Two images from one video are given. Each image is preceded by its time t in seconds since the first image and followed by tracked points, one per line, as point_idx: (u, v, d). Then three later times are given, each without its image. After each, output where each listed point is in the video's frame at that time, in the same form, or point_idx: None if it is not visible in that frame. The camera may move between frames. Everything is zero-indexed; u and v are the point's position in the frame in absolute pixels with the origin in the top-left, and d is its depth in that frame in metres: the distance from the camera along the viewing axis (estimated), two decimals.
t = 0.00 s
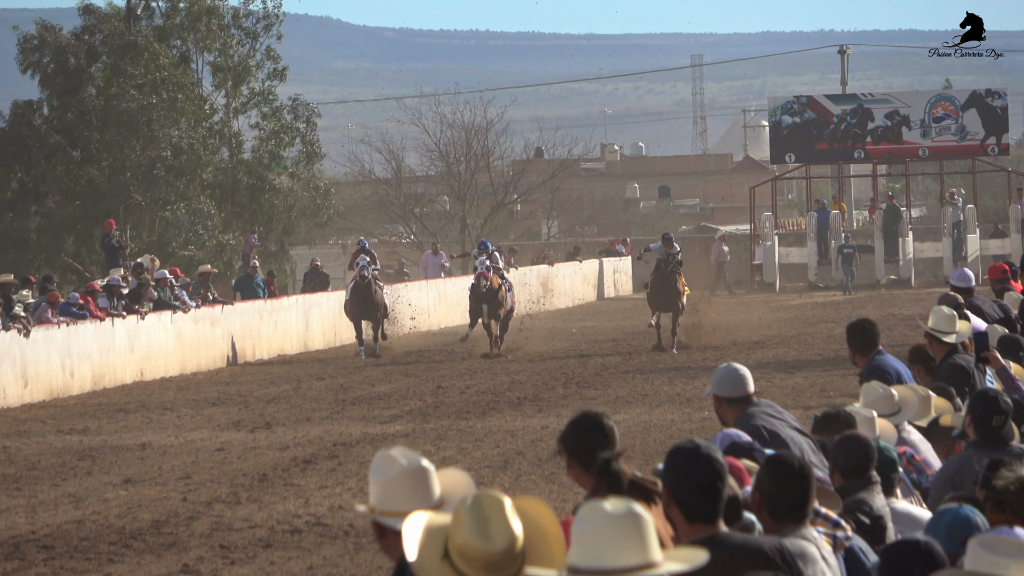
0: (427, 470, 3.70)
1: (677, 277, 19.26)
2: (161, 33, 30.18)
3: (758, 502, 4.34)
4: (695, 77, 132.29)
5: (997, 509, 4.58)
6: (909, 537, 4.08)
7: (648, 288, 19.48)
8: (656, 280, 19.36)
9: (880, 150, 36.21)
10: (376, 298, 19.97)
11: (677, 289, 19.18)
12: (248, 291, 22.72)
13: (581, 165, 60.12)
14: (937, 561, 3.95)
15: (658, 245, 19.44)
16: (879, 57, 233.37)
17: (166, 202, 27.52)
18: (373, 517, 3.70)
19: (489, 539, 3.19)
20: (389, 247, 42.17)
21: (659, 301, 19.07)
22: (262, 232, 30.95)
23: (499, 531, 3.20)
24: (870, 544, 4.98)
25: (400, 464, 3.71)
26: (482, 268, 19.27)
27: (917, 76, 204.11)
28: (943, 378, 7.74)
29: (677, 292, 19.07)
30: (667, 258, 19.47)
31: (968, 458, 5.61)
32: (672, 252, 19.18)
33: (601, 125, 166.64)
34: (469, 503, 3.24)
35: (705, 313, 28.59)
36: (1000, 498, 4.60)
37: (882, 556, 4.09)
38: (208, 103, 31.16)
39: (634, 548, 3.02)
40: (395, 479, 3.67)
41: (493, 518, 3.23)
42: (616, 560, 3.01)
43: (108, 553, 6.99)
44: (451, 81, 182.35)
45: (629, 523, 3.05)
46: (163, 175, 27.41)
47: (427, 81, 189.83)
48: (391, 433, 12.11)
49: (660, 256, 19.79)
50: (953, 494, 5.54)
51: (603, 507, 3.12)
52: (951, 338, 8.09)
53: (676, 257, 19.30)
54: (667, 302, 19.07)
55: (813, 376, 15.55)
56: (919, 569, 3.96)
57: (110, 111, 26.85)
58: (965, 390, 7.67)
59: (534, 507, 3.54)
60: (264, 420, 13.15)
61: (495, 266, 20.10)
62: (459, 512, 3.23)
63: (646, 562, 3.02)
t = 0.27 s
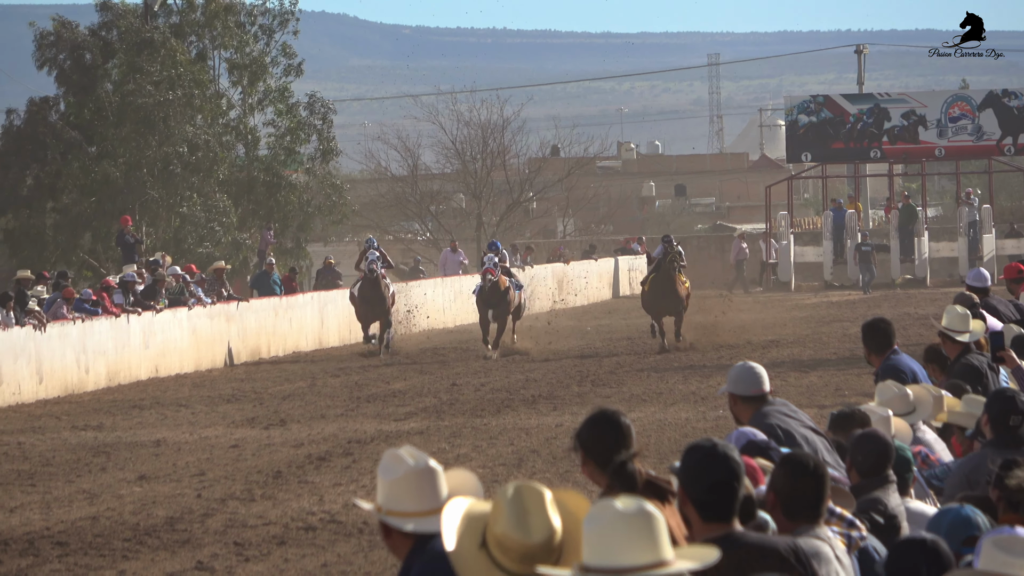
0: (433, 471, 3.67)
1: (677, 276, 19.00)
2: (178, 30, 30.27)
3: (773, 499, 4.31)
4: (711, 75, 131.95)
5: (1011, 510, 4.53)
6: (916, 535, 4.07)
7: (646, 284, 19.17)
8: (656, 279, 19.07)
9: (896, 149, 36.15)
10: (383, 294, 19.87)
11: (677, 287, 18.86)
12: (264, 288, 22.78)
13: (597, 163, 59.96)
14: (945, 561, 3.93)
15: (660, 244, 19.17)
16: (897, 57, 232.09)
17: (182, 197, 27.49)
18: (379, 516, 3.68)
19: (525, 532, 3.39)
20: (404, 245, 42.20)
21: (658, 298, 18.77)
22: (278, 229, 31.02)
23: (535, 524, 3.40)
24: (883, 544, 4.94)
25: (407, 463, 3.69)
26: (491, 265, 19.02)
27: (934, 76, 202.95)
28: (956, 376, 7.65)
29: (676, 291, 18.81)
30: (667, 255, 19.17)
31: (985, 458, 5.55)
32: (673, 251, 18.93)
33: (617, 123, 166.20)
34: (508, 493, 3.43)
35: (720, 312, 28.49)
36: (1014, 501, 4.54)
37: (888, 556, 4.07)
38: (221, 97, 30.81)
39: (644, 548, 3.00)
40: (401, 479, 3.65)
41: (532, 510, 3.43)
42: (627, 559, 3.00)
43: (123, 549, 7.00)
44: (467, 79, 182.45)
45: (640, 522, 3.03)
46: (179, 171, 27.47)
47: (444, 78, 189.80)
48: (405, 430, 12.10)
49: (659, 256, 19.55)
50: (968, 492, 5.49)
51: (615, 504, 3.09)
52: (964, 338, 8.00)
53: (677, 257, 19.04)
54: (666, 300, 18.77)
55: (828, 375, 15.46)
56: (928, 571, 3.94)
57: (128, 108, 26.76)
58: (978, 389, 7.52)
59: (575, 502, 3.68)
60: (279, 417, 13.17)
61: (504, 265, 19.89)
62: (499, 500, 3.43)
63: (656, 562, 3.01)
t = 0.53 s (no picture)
0: (442, 474, 3.65)
1: (677, 276, 18.81)
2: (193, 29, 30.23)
3: (788, 499, 4.31)
4: (726, 75, 131.66)
5: None
6: (914, 535, 3.90)
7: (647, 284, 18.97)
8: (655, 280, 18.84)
9: (911, 149, 35.95)
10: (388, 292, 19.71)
11: (676, 289, 18.67)
12: (281, 287, 22.83)
13: (613, 163, 59.84)
14: (945, 562, 3.75)
15: (660, 244, 18.93)
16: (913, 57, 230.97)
17: (198, 195, 27.53)
18: (388, 518, 3.65)
19: (561, 526, 3.51)
20: (420, 245, 42.22)
21: (657, 300, 18.56)
22: (293, 229, 31.11)
23: (571, 518, 3.52)
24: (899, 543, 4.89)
25: (415, 466, 3.66)
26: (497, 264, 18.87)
27: (951, 76, 201.90)
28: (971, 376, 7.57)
29: (675, 292, 18.61)
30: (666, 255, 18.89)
31: (1001, 457, 5.49)
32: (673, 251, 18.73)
33: (632, 122, 165.87)
34: (545, 487, 3.58)
35: (736, 311, 28.40)
36: None
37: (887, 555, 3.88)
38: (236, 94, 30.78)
39: (657, 545, 3.01)
40: (410, 481, 3.63)
41: (568, 505, 3.55)
42: (640, 557, 3.00)
43: (138, 549, 7.00)
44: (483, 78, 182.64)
45: (655, 521, 3.03)
46: (194, 169, 27.43)
47: (459, 78, 189.86)
48: (421, 430, 12.08)
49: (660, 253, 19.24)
50: (984, 491, 5.41)
51: (629, 502, 3.09)
52: (979, 338, 7.92)
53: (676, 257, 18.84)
54: (666, 301, 18.59)
55: (844, 374, 15.36)
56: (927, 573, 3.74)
57: (144, 107, 27.00)
58: (993, 388, 7.44)
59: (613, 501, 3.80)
60: (295, 417, 13.19)
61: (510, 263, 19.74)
62: (535, 493, 3.57)
63: (670, 560, 3.01)
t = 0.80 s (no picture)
0: (455, 469, 3.64)
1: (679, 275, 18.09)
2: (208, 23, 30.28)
3: (803, 495, 4.29)
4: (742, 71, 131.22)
5: None
6: (909, 531, 3.75)
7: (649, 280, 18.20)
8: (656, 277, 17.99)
9: (927, 146, 35.77)
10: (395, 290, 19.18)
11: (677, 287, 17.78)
12: (298, 282, 22.89)
13: (629, 159, 59.72)
14: (936, 560, 3.62)
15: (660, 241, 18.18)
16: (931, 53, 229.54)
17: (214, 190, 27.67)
18: (401, 513, 3.64)
19: (587, 516, 3.58)
20: (435, 240, 42.23)
21: (657, 299, 17.71)
22: (309, 224, 31.14)
23: (597, 509, 3.58)
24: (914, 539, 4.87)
25: (428, 460, 3.66)
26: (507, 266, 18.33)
27: (969, 73, 200.57)
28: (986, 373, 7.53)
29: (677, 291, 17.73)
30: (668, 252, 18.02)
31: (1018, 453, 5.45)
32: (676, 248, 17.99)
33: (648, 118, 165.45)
34: (572, 481, 3.64)
35: (751, 308, 28.33)
36: None
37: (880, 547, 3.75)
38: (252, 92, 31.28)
39: (667, 541, 2.98)
40: (423, 475, 3.62)
41: (595, 497, 3.61)
42: (649, 554, 2.97)
43: (152, 544, 7.02)
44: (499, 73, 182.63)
45: (662, 517, 2.99)
46: (210, 163, 27.54)
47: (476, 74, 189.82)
48: (435, 426, 12.08)
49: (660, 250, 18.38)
50: (1000, 487, 5.38)
51: (638, 499, 3.06)
52: (995, 335, 7.86)
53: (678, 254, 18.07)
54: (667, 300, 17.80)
55: (860, 371, 15.28)
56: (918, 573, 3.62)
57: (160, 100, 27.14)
58: (1009, 386, 7.41)
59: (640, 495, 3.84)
60: (310, 412, 13.21)
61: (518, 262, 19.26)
62: (561, 486, 3.64)
63: (678, 556, 2.99)
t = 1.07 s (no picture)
0: (470, 469, 3.62)
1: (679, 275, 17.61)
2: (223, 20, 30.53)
3: (819, 494, 4.26)
4: (758, 70, 130.80)
5: None
6: (900, 530, 3.78)
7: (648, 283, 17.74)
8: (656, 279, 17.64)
9: (942, 145, 35.57)
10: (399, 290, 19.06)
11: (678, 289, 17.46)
12: (316, 281, 22.93)
13: (644, 158, 59.58)
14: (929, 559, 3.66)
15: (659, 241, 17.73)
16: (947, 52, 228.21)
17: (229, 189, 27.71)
18: (416, 512, 3.62)
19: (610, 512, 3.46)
20: (450, 239, 42.21)
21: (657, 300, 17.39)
22: (324, 222, 31.15)
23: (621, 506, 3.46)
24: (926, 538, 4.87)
25: (444, 459, 3.63)
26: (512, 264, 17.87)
27: (985, 72, 199.22)
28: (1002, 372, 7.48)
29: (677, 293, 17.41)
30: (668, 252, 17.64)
31: None
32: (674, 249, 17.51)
33: (662, 118, 165.05)
34: (593, 477, 3.57)
35: (766, 307, 28.21)
36: None
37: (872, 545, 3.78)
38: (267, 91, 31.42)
39: (666, 545, 2.94)
40: (438, 475, 3.59)
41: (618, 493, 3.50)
42: (649, 558, 2.93)
43: (167, 543, 7.03)
44: (513, 73, 182.63)
45: (663, 520, 2.96)
46: (225, 162, 27.70)
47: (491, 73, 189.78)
48: (450, 425, 12.06)
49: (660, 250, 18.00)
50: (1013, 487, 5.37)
51: (639, 503, 3.01)
52: (1012, 334, 7.78)
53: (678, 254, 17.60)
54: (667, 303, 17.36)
55: (875, 371, 15.19)
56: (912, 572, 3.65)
57: (174, 97, 27.38)
58: None
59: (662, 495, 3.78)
60: (324, 411, 13.22)
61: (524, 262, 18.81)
62: (582, 483, 3.56)
63: (679, 561, 2.95)
